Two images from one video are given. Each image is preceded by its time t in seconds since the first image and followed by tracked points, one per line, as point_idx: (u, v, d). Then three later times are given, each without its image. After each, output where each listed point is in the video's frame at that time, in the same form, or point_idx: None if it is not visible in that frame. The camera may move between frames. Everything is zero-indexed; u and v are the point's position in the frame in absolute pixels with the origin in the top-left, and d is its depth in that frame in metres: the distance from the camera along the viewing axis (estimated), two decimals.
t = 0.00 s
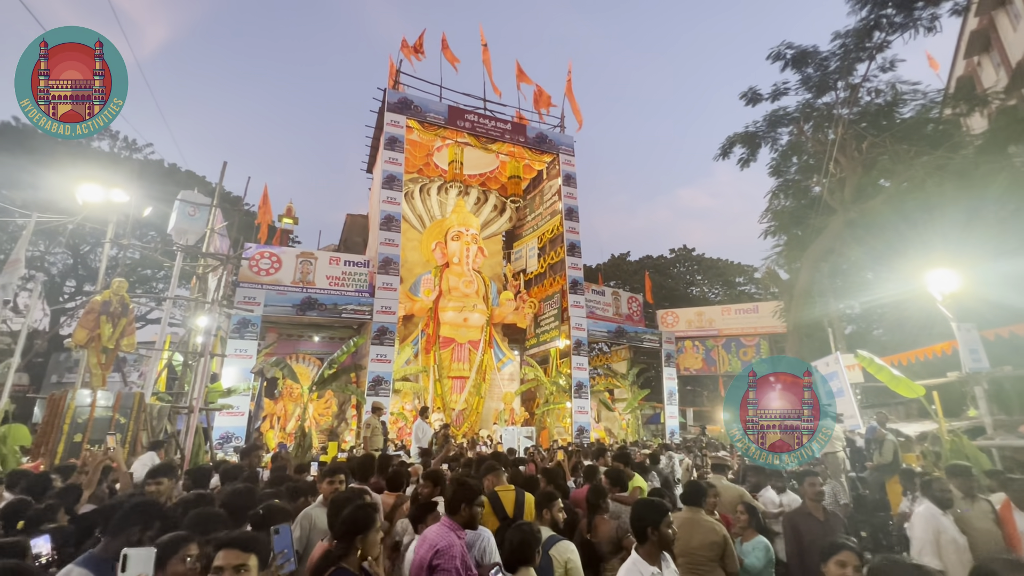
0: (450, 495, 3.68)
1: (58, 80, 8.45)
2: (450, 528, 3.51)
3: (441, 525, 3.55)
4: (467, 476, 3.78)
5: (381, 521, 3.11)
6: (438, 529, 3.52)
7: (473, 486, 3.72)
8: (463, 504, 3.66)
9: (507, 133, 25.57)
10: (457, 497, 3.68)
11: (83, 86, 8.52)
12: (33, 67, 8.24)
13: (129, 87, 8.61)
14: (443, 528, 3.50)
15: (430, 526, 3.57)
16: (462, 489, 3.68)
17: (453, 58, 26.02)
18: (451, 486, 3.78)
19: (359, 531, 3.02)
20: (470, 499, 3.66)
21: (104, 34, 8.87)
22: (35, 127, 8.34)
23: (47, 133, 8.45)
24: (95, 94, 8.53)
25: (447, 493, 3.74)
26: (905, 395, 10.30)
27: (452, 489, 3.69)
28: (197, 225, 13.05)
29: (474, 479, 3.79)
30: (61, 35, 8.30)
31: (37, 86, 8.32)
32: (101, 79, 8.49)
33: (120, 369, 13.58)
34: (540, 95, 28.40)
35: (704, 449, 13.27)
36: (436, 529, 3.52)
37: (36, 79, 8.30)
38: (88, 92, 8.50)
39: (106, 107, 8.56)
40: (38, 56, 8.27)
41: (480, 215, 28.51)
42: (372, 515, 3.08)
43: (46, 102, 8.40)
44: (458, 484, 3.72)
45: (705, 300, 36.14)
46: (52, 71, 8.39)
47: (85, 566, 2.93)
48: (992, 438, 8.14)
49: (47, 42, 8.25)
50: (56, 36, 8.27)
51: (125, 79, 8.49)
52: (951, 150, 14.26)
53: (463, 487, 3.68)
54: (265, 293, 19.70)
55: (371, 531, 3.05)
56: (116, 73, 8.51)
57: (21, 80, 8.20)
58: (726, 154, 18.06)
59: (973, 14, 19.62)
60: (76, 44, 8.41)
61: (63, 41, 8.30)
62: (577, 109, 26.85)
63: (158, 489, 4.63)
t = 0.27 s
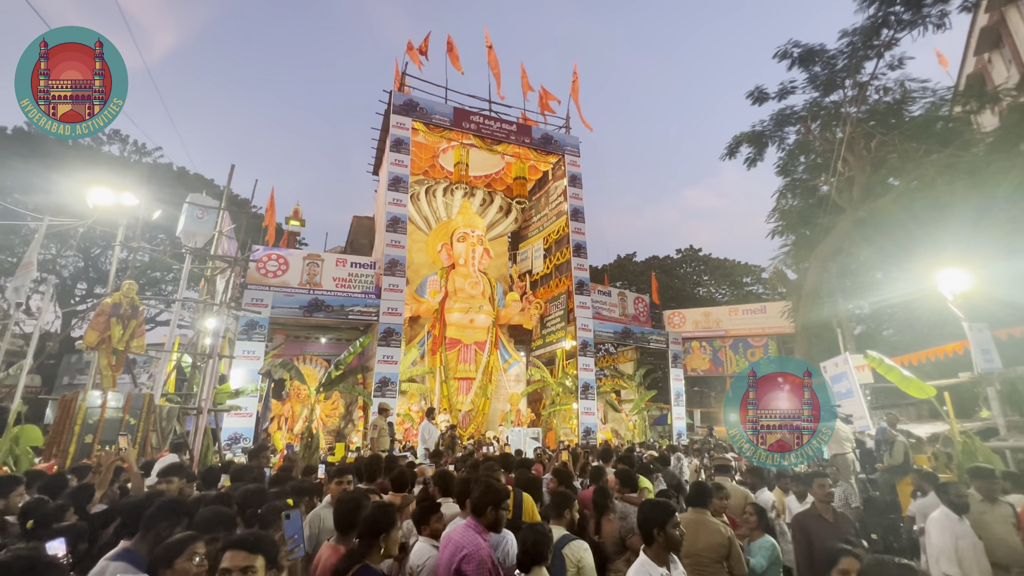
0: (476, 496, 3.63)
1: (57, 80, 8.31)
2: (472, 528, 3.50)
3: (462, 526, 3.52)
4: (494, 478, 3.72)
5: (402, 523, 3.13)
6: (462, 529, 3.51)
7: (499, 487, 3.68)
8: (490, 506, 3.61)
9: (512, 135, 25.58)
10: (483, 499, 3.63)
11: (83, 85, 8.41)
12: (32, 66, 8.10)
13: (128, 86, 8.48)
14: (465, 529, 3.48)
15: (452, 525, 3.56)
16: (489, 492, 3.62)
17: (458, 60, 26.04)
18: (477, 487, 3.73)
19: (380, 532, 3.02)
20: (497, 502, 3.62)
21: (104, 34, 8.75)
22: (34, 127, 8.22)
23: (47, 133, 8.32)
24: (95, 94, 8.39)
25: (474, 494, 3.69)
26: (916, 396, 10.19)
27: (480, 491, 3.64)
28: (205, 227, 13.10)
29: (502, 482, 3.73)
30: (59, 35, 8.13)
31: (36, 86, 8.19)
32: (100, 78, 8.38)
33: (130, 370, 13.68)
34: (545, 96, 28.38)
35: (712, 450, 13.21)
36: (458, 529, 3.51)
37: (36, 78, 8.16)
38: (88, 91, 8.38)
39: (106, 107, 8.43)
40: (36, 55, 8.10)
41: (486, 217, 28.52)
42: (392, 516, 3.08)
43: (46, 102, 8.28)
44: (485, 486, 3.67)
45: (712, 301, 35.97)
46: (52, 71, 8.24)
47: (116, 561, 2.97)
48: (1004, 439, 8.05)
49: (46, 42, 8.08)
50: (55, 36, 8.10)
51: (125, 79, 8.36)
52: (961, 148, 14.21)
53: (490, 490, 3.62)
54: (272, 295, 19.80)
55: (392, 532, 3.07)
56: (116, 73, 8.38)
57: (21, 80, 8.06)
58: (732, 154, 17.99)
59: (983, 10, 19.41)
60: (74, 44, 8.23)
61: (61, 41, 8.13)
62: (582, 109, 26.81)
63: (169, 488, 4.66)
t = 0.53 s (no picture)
0: (505, 498, 3.67)
1: (58, 80, 8.09)
2: (499, 528, 3.52)
3: (489, 524, 3.53)
4: (526, 482, 3.74)
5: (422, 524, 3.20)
6: (490, 527, 3.52)
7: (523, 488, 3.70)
8: (518, 508, 3.64)
9: (519, 134, 25.57)
10: (512, 501, 3.66)
11: (84, 85, 8.17)
12: (33, 66, 7.89)
13: (130, 86, 8.27)
14: (492, 529, 3.49)
15: (479, 523, 3.58)
16: (519, 495, 3.64)
17: (464, 59, 26.02)
18: (506, 489, 3.75)
19: (403, 533, 3.11)
20: (525, 505, 3.65)
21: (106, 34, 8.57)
22: (34, 128, 7.99)
23: (47, 133, 8.10)
24: (95, 94, 8.19)
25: (502, 496, 3.73)
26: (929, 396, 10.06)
27: (510, 492, 3.67)
28: (215, 228, 13.19)
29: (533, 486, 3.75)
30: (62, 35, 7.96)
31: (37, 86, 7.97)
32: (101, 79, 8.16)
33: (143, 369, 13.81)
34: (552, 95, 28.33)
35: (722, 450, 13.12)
36: (487, 527, 3.51)
37: (36, 79, 7.95)
38: (89, 92, 8.17)
39: (107, 107, 8.22)
40: (38, 56, 7.92)
41: (493, 216, 28.52)
42: (414, 518, 3.16)
43: (46, 103, 8.06)
44: (516, 489, 3.69)
45: (721, 300, 35.79)
46: (53, 71, 8.03)
47: (151, 553, 3.04)
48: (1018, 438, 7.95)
49: (48, 42, 7.90)
50: (57, 36, 7.93)
51: (126, 80, 8.14)
52: (974, 145, 14.07)
53: (520, 493, 3.65)
54: (281, 295, 19.90)
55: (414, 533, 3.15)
56: (117, 72, 8.18)
57: (21, 80, 7.85)
58: (741, 152, 17.90)
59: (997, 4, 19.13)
60: (76, 44, 8.06)
61: (63, 41, 7.96)
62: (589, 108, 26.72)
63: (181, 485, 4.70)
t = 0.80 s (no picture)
0: (526, 497, 3.75)
1: (58, 81, 7.83)
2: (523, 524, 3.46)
3: (514, 523, 3.48)
4: (546, 481, 3.84)
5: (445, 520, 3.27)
6: (515, 526, 3.46)
7: (545, 486, 3.80)
8: (538, 506, 3.72)
9: (525, 134, 25.55)
10: (532, 500, 3.75)
11: (84, 86, 7.88)
12: (32, 67, 7.64)
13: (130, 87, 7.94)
14: (517, 526, 3.44)
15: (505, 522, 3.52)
16: (539, 493, 3.74)
17: (471, 60, 26.02)
18: (526, 489, 3.83)
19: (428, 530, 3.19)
20: (546, 503, 3.73)
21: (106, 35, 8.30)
22: (33, 128, 7.67)
23: (46, 134, 7.77)
24: (95, 95, 7.89)
25: (522, 496, 3.79)
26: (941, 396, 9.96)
27: (530, 491, 3.75)
28: (224, 229, 13.30)
29: (553, 485, 3.85)
30: (61, 35, 7.71)
31: (36, 86, 7.70)
32: (101, 79, 7.86)
33: (154, 369, 13.93)
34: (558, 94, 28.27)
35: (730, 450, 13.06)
36: (513, 526, 3.45)
37: (36, 79, 7.68)
38: (89, 92, 7.86)
39: (106, 107, 7.93)
40: (38, 56, 7.67)
41: (499, 216, 28.50)
42: (438, 515, 3.24)
43: (46, 103, 7.78)
44: (536, 487, 3.78)
45: (728, 299, 35.63)
46: (53, 71, 7.78)
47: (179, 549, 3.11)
48: None
49: (47, 42, 7.66)
50: (56, 36, 7.68)
51: (126, 80, 7.82)
52: (987, 142, 13.92)
53: (540, 491, 3.74)
54: (289, 295, 20.01)
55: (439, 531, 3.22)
56: (117, 73, 7.85)
57: (20, 80, 7.56)
58: (749, 151, 17.80)
59: None
60: (75, 44, 7.80)
61: (63, 41, 7.71)
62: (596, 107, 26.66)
63: (192, 483, 4.73)
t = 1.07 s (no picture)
0: (538, 492, 3.93)
1: (59, 80, 7.81)
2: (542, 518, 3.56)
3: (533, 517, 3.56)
4: (554, 475, 4.04)
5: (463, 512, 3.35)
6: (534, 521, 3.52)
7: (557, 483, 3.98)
8: (550, 500, 3.91)
9: (528, 132, 25.50)
10: (544, 494, 3.93)
11: (84, 85, 7.88)
12: (32, 66, 7.63)
13: (129, 87, 7.96)
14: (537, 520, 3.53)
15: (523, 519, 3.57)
16: (550, 487, 3.92)
17: (474, 58, 26.00)
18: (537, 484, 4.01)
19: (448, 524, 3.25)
20: (557, 497, 3.93)
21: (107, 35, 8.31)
22: (33, 128, 7.72)
23: (47, 134, 7.82)
24: (95, 94, 7.89)
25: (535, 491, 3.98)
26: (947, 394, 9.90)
27: (542, 486, 3.94)
28: (228, 228, 13.36)
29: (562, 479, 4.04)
30: (62, 35, 7.70)
31: (37, 86, 7.70)
32: (101, 79, 7.87)
33: (159, 367, 13.98)
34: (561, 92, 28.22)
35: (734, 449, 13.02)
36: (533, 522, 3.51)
37: (37, 78, 7.68)
38: (88, 92, 7.87)
39: (107, 107, 7.94)
40: (38, 56, 7.66)
41: (502, 214, 28.47)
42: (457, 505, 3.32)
43: (47, 103, 7.78)
44: (547, 482, 3.97)
45: (732, 297, 35.55)
46: (53, 71, 7.76)
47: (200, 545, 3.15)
48: None
49: (48, 42, 7.65)
50: (58, 36, 7.67)
51: (125, 79, 7.81)
52: (994, 138, 13.83)
53: (551, 485, 3.92)
54: (293, 294, 20.05)
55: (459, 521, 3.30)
56: (117, 72, 7.88)
57: (21, 80, 7.58)
58: (753, 148, 17.75)
59: None
60: (75, 44, 7.78)
61: (62, 41, 7.69)
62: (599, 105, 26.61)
63: (198, 481, 4.75)
